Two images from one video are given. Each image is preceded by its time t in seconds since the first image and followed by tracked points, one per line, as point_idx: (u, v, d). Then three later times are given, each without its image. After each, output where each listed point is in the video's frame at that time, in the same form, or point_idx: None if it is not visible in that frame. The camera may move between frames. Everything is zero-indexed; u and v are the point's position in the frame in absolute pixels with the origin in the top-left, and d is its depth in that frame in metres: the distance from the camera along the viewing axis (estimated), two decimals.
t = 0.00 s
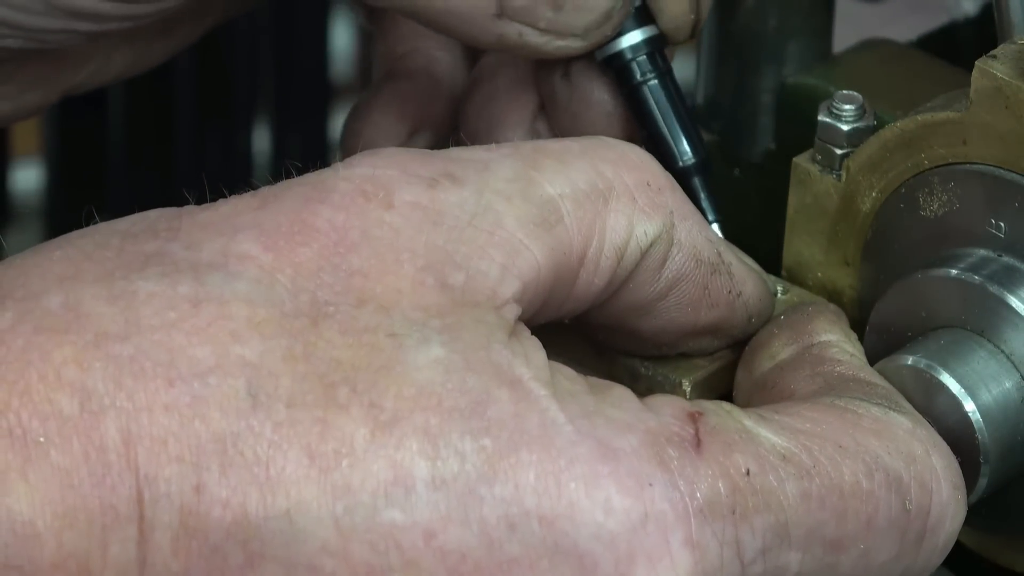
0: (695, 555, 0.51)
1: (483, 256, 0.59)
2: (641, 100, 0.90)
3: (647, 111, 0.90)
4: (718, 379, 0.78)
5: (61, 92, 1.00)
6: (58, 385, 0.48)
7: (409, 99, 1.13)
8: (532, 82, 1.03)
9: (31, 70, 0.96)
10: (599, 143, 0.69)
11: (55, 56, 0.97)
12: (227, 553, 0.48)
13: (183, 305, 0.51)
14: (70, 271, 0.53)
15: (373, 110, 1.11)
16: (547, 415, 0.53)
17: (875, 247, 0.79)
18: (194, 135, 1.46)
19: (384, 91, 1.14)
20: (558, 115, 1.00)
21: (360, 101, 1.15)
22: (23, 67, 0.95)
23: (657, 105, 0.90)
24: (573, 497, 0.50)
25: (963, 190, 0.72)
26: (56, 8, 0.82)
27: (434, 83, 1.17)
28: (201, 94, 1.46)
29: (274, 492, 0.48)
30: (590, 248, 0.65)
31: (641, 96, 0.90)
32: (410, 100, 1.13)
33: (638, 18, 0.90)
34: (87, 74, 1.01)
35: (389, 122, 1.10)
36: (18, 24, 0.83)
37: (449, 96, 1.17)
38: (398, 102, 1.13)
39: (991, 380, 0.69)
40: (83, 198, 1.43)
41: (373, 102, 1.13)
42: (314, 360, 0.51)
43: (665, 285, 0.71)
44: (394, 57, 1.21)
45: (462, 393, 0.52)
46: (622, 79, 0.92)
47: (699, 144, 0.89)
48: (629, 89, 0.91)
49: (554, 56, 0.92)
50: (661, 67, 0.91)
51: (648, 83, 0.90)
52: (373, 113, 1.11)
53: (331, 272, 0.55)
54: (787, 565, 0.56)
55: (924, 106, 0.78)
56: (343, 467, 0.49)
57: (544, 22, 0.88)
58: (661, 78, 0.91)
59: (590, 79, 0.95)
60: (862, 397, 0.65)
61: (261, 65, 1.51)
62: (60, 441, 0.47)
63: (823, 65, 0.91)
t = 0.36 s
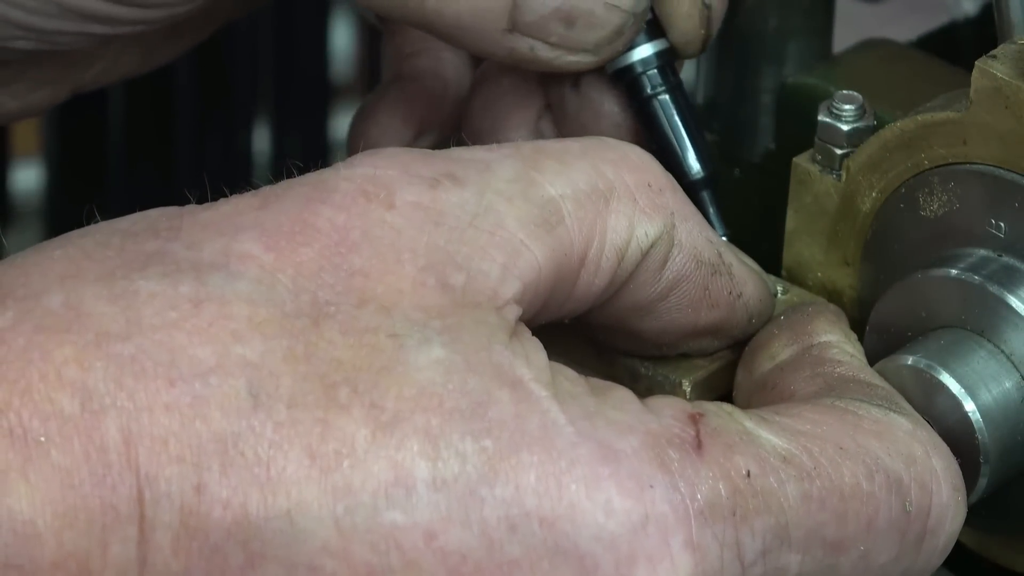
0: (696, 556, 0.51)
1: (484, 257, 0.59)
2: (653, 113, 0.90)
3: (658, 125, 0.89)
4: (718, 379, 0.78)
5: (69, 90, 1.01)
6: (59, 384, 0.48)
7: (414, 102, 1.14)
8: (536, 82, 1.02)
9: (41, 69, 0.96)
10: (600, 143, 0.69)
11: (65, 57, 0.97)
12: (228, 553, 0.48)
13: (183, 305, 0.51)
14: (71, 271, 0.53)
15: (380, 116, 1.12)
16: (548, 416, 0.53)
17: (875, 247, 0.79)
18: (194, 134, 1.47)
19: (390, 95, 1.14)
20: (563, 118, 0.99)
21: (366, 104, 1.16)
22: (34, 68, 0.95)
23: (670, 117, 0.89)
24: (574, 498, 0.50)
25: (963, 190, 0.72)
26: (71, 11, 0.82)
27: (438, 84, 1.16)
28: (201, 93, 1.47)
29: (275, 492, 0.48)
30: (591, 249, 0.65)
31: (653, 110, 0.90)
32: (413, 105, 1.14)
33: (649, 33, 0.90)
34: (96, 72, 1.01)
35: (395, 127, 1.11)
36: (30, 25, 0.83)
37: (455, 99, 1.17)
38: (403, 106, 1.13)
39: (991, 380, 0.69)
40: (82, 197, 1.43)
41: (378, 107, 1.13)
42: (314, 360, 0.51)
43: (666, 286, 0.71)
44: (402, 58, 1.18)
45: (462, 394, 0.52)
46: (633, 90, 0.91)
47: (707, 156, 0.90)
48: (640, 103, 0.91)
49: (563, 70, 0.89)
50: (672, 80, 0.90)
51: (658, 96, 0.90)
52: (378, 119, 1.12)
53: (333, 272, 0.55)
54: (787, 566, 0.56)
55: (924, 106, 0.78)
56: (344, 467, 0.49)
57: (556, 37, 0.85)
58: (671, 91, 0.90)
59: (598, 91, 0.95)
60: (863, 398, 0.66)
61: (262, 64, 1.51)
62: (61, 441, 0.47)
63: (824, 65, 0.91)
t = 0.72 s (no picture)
0: (696, 557, 0.51)
1: (485, 257, 0.59)
2: (658, 113, 0.90)
3: (663, 125, 0.90)
4: (718, 380, 0.78)
5: (74, 85, 1.01)
6: (58, 384, 0.48)
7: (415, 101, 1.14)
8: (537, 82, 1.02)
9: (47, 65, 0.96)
10: (601, 143, 0.69)
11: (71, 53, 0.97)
12: (227, 552, 0.48)
13: (184, 304, 0.51)
14: (71, 270, 0.53)
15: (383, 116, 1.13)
16: (548, 415, 0.53)
17: (875, 247, 0.79)
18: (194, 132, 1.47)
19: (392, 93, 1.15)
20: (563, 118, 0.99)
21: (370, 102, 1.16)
22: (40, 64, 0.96)
23: (675, 116, 0.89)
24: (574, 498, 0.50)
25: (963, 190, 0.72)
26: (74, 11, 0.82)
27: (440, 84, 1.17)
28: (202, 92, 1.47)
29: (274, 492, 0.48)
30: (591, 248, 0.65)
31: (658, 111, 0.90)
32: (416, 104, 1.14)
33: (654, 32, 0.90)
34: (102, 68, 1.01)
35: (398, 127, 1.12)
36: (32, 26, 0.83)
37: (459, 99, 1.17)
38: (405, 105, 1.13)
39: (991, 380, 0.69)
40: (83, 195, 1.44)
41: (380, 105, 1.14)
42: (315, 360, 0.51)
43: (666, 286, 0.71)
44: (406, 55, 1.19)
45: (462, 394, 0.52)
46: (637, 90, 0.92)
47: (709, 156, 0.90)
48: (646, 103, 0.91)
49: (569, 70, 0.89)
50: (676, 80, 0.91)
51: (663, 96, 0.90)
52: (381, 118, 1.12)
53: (333, 271, 0.55)
54: (787, 567, 0.56)
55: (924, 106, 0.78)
56: (344, 467, 0.49)
57: (562, 37, 0.85)
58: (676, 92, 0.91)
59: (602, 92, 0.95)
60: (863, 399, 0.65)
61: (262, 63, 1.51)
62: (61, 440, 0.47)
63: (824, 65, 0.91)
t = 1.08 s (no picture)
0: (695, 556, 0.51)
1: (485, 256, 0.59)
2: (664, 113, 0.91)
3: (662, 123, 0.90)
4: (718, 380, 0.78)
5: (77, 83, 1.01)
6: (58, 383, 0.48)
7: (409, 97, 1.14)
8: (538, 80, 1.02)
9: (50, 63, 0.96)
10: (601, 143, 0.69)
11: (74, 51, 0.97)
12: (226, 551, 0.48)
13: (183, 304, 0.51)
14: (71, 270, 0.52)
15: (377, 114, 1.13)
16: (547, 415, 0.53)
17: (875, 248, 0.79)
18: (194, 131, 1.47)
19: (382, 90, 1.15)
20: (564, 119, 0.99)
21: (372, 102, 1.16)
22: (43, 61, 0.96)
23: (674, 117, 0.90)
24: (573, 497, 0.50)
25: (963, 190, 0.72)
26: (78, 8, 0.82)
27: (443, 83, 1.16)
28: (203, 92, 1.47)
29: (273, 491, 0.48)
30: (591, 247, 0.65)
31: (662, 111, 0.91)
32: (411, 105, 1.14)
33: (654, 33, 0.90)
34: (105, 66, 1.01)
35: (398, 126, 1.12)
36: (34, 23, 0.83)
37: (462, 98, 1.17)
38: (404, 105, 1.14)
39: (991, 380, 0.69)
40: (83, 195, 1.43)
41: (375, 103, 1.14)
42: (314, 359, 0.51)
43: (666, 286, 0.71)
44: (410, 50, 1.19)
45: (462, 394, 0.52)
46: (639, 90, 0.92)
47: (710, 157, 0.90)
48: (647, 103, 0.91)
49: (571, 72, 0.89)
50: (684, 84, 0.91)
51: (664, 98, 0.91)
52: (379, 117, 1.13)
53: (332, 271, 0.55)
54: (786, 567, 0.56)
55: (924, 106, 0.78)
56: (342, 466, 0.49)
57: (564, 39, 0.85)
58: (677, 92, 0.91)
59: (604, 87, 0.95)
60: (863, 399, 0.65)
61: (262, 63, 1.51)
62: (59, 439, 0.47)
63: (824, 65, 0.91)
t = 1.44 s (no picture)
0: (693, 551, 0.52)
1: (484, 252, 0.59)
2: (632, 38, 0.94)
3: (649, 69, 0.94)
4: (718, 379, 0.78)
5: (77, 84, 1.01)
6: (56, 377, 0.48)
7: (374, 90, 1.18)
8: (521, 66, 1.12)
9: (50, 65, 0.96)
10: (601, 141, 0.69)
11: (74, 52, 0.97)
12: (225, 545, 0.48)
13: (182, 298, 0.51)
14: (69, 265, 0.53)
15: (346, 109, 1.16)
16: (545, 409, 0.53)
17: (875, 247, 0.79)
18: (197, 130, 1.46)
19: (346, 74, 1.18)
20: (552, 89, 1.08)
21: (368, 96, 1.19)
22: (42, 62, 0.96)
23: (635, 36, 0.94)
24: (572, 491, 0.50)
25: (963, 190, 0.72)
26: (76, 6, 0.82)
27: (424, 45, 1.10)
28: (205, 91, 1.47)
29: (272, 485, 0.48)
30: (591, 245, 0.65)
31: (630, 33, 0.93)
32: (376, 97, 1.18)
33: None
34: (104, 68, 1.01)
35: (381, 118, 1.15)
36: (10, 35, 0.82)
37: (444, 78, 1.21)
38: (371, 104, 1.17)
39: (991, 380, 0.69)
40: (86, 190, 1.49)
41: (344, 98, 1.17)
42: (313, 353, 0.51)
43: (665, 283, 0.71)
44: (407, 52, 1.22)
45: (460, 388, 0.52)
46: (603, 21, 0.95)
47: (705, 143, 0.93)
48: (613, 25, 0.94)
49: None
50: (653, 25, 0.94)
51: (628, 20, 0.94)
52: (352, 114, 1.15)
53: (331, 266, 0.55)
54: (785, 563, 0.56)
55: (925, 106, 0.78)
56: (341, 460, 0.49)
57: None
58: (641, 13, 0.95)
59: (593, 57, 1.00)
60: (864, 398, 0.65)
61: (263, 63, 1.52)
62: (58, 433, 0.47)
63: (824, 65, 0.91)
